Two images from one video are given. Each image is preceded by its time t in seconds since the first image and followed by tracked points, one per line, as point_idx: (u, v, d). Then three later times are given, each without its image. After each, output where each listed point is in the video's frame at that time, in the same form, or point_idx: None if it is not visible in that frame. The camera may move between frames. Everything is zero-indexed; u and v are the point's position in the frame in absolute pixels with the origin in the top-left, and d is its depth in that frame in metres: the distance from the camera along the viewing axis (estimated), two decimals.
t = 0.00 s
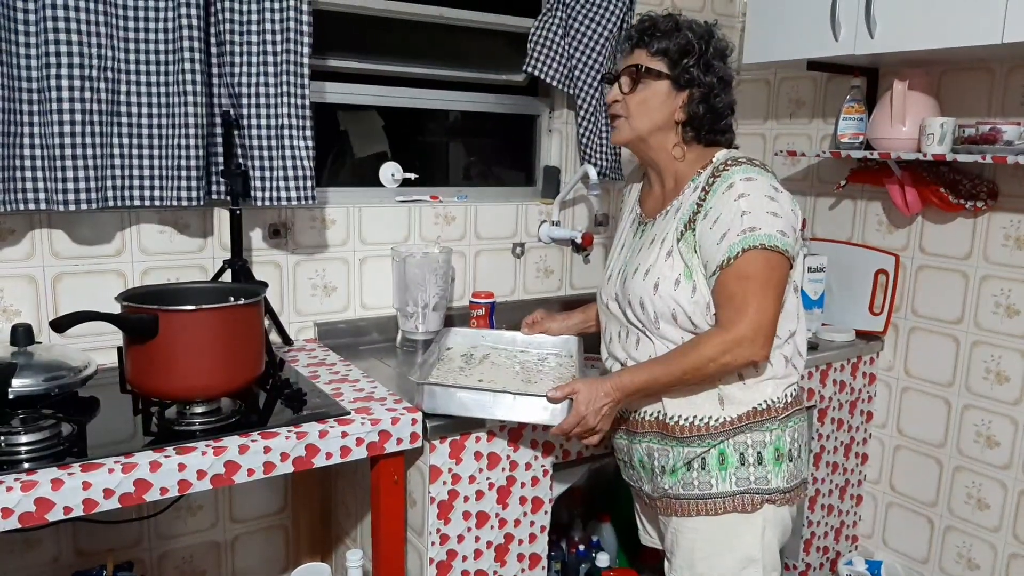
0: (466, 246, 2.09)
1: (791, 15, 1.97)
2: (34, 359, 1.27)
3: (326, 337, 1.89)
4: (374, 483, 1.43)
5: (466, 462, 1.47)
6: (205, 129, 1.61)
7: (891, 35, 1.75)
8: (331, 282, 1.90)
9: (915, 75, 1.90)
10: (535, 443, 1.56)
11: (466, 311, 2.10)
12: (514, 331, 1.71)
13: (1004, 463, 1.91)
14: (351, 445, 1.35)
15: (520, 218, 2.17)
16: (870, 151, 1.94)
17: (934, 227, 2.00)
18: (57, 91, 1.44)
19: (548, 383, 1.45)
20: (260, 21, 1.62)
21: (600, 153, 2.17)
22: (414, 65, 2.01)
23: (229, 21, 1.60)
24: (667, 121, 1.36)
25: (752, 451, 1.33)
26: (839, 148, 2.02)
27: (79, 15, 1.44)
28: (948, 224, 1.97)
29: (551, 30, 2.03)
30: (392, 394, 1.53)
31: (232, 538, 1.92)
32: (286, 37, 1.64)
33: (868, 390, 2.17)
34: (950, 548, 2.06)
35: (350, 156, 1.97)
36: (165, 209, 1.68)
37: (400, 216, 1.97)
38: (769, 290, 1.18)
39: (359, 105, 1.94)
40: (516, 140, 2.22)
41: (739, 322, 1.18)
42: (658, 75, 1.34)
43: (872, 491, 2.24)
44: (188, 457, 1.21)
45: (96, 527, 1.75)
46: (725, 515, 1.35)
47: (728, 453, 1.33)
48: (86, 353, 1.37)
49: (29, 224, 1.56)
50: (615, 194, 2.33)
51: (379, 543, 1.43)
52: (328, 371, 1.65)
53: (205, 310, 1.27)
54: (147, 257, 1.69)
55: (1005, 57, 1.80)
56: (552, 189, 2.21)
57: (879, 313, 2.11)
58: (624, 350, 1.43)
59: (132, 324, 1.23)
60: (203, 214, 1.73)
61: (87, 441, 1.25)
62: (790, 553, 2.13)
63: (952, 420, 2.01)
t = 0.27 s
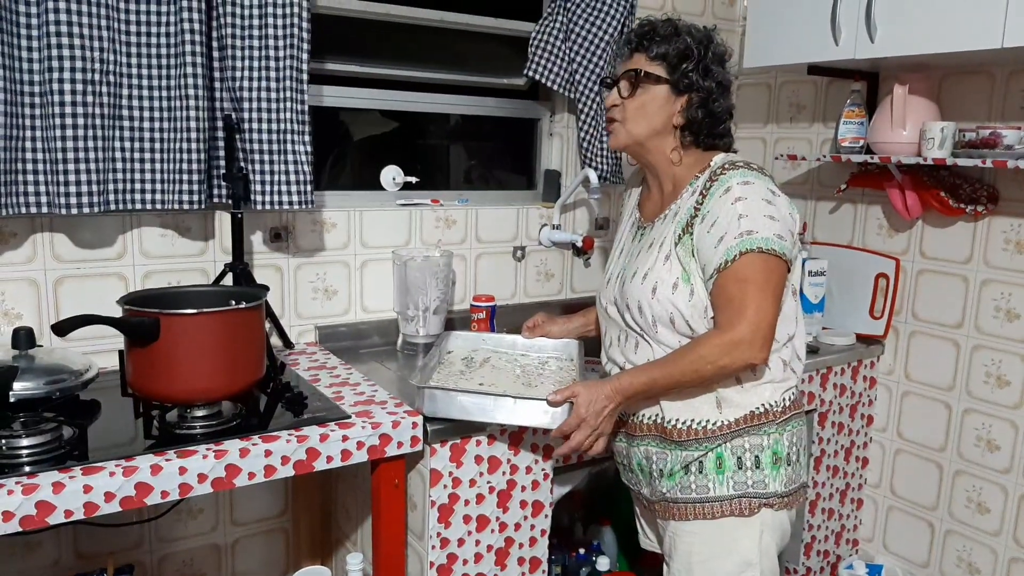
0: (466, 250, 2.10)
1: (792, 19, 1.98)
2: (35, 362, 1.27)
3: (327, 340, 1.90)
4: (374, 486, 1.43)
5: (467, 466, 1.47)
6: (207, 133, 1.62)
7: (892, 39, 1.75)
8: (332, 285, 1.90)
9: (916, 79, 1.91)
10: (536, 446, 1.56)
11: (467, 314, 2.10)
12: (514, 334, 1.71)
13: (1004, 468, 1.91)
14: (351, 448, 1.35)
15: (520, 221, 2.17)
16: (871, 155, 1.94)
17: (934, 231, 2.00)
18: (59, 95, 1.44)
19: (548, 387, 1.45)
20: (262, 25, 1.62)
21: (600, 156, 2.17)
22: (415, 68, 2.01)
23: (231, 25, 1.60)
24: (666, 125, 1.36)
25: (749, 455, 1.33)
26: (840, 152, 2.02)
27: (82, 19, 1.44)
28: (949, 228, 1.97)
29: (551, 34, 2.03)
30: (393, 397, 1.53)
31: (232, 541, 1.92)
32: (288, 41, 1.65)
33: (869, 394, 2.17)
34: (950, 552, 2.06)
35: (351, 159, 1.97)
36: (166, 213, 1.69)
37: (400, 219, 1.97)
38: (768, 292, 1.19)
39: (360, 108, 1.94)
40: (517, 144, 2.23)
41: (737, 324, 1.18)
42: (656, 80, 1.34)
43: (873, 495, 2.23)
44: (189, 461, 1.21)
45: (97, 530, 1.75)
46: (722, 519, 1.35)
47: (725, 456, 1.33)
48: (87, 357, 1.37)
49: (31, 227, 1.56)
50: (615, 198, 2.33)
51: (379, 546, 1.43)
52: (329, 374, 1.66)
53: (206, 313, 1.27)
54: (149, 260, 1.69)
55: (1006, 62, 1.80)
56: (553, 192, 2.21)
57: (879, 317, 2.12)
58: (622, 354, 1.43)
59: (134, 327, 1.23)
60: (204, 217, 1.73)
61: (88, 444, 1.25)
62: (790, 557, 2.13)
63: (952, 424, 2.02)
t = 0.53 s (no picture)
0: (465, 249, 2.10)
1: (790, 19, 1.98)
2: (33, 360, 1.27)
3: (326, 339, 1.90)
4: (373, 484, 1.43)
5: (466, 464, 1.47)
6: (205, 131, 1.62)
7: (891, 40, 1.75)
8: (331, 284, 1.90)
9: (915, 79, 1.91)
10: (534, 445, 1.56)
11: (466, 313, 2.10)
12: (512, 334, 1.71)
13: (1002, 467, 1.91)
14: (350, 447, 1.35)
15: (519, 220, 2.17)
16: (870, 155, 1.94)
17: (933, 231, 2.00)
18: (57, 93, 1.44)
19: (547, 386, 1.45)
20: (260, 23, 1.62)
21: (599, 156, 2.17)
22: (412, 68, 2.01)
23: (230, 23, 1.60)
24: (661, 126, 1.36)
25: (743, 453, 1.33)
26: (839, 152, 2.03)
27: (80, 17, 1.44)
28: (948, 228, 1.97)
29: (550, 33, 2.04)
30: (392, 396, 1.53)
31: (230, 539, 1.92)
32: (286, 39, 1.65)
33: (867, 394, 2.17)
34: (948, 552, 2.06)
35: (350, 158, 1.97)
36: (165, 211, 1.68)
37: (399, 218, 1.97)
38: (764, 291, 1.18)
39: (359, 106, 1.94)
40: (516, 143, 2.23)
41: (735, 323, 1.18)
42: (649, 83, 1.34)
43: (871, 494, 2.24)
44: (187, 459, 1.21)
45: (95, 528, 1.75)
46: (717, 518, 1.35)
47: (719, 455, 1.33)
48: (86, 355, 1.37)
49: (29, 225, 1.56)
50: (614, 197, 2.33)
51: (377, 544, 1.43)
52: (327, 373, 1.65)
53: (206, 311, 1.27)
54: (147, 258, 1.69)
55: (1005, 63, 1.80)
56: (552, 192, 2.21)
57: (877, 317, 2.13)
58: (617, 353, 1.43)
59: (132, 325, 1.23)
60: (203, 216, 1.73)
61: (86, 442, 1.25)
62: (789, 556, 2.13)
63: (950, 424, 2.02)
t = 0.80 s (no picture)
0: (466, 248, 2.10)
1: (791, 18, 1.98)
2: (35, 360, 1.27)
3: (327, 339, 1.90)
4: (374, 483, 1.43)
5: (467, 464, 1.47)
6: (206, 131, 1.62)
7: (892, 38, 1.75)
8: (332, 284, 1.90)
9: (915, 78, 1.91)
10: (536, 445, 1.56)
11: (467, 313, 2.10)
12: (504, 332, 1.71)
13: (1003, 466, 1.92)
14: (351, 446, 1.35)
15: (520, 220, 2.17)
16: (870, 154, 1.94)
17: (934, 229, 2.00)
18: (59, 94, 1.44)
19: (547, 385, 1.45)
20: (260, 23, 1.62)
21: (599, 155, 2.17)
22: (409, 67, 2.01)
23: (231, 23, 1.60)
24: (657, 126, 1.36)
25: (739, 452, 1.33)
26: (840, 151, 2.02)
27: (81, 17, 1.44)
28: (949, 227, 1.97)
29: (551, 32, 2.04)
30: (393, 395, 1.53)
31: (232, 539, 1.92)
32: (287, 40, 1.65)
33: (868, 393, 2.17)
34: (949, 551, 2.06)
35: (351, 158, 1.97)
36: (166, 211, 1.68)
37: (400, 218, 1.97)
38: (762, 286, 1.18)
39: (359, 106, 1.94)
40: (517, 142, 2.23)
41: (735, 319, 1.18)
42: (643, 83, 1.34)
43: (872, 494, 2.23)
44: (189, 459, 1.21)
45: (96, 528, 1.75)
46: (715, 517, 1.35)
47: (715, 454, 1.33)
48: (87, 355, 1.37)
49: (30, 225, 1.56)
50: (614, 196, 2.33)
51: (378, 544, 1.44)
52: (329, 373, 1.65)
53: (211, 311, 1.27)
54: (148, 258, 1.69)
55: (1006, 61, 1.80)
56: (553, 191, 2.21)
57: (880, 316, 2.12)
58: (616, 353, 1.43)
59: (135, 324, 1.23)
60: (204, 216, 1.73)
61: (88, 442, 1.25)
62: (791, 555, 2.13)
63: (951, 423, 2.02)
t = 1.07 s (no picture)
0: (467, 250, 2.10)
1: (792, 20, 1.98)
2: (37, 362, 1.27)
3: (328, 341, 1.90)
4: (375, 486, 1.43)
5: (469, 466, 1.47)
6: (208, 134, 1.62)
7: (892, 40, 1.75)
8: (333, 286, 1.90)
9: (916, 80, 1.91)
10: (537, 447, 1.56)
11: (468, 315, 2.10)
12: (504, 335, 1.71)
13: (1005, 468, 1.91)
14: (353, 449, 1.35)
15: (521, 222, 2.17)
16: (871, 156, 1.94)
17: (936, 231, 2.00)
18: (61, 97, 1.45)
19: (548, 387, 1.45)
20: (262, 25, 1.62)
21: (600, 157, 2.17)
22: (411, 69, 2.01)
23: (233, 26, 1.60)
24: (658, 128, 1.36)
25: (742, 453, 1.33)
26: (841, 153, 2.02)
27: (83, 20, 1.44)
28: (951, 228, 1.97)
29: (552, 35, 2.04)
30: (394, 398, 1.53)
31: (234, 541, 1.92)
32: (288, 42, 1.65)
33: (870, 395, 2.17)
34: (951, 553, 2.06)
35: (352, 161, 1.97)
36: (168, 213, 1.69)
37: (401, 220, 1.98)
38: (764, 288, 1.18)
39: (360, 108, 1.94)
40: (518, 145, 2.23)
41: (738, 321, 1.18)
42: (645, 84, 1.34)
43: (874, 496, 2.23)
44: (191, 462, 1.21)
45: (98, 531, 1.75)
46: (717, 519, 1.35)
47: (718, 455, 1.33)
48: (89, 357, 1.37)
49: (33, 228, 1.56)
50: (616, 198, 2.33)
51: (379, 547, 1.44)
52: (330, 375, 1.66)
53: (211, 313, 1.28)
54: (150, 261, 1.69)
55: (1007, 63, 1.80)
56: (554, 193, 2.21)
57: (880, 317, 2.13)
58: (617, 355, 1.43)
59: (136, 327, 1.23)
60: (206, 219, 1.73)
61: (90, 445, 1.25)
62: (793, 558, 2.13)
63: (953, 424, 2.02)
